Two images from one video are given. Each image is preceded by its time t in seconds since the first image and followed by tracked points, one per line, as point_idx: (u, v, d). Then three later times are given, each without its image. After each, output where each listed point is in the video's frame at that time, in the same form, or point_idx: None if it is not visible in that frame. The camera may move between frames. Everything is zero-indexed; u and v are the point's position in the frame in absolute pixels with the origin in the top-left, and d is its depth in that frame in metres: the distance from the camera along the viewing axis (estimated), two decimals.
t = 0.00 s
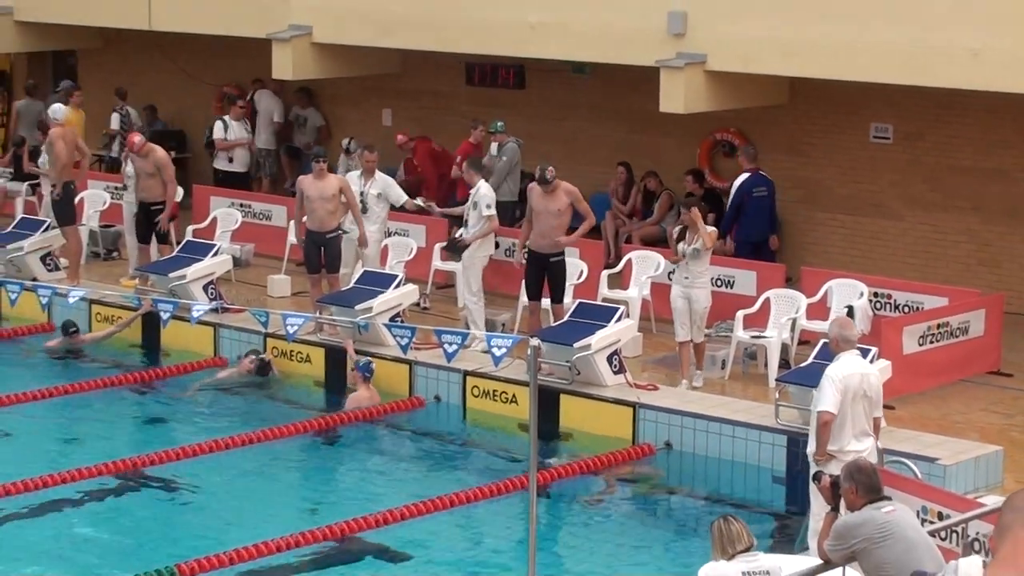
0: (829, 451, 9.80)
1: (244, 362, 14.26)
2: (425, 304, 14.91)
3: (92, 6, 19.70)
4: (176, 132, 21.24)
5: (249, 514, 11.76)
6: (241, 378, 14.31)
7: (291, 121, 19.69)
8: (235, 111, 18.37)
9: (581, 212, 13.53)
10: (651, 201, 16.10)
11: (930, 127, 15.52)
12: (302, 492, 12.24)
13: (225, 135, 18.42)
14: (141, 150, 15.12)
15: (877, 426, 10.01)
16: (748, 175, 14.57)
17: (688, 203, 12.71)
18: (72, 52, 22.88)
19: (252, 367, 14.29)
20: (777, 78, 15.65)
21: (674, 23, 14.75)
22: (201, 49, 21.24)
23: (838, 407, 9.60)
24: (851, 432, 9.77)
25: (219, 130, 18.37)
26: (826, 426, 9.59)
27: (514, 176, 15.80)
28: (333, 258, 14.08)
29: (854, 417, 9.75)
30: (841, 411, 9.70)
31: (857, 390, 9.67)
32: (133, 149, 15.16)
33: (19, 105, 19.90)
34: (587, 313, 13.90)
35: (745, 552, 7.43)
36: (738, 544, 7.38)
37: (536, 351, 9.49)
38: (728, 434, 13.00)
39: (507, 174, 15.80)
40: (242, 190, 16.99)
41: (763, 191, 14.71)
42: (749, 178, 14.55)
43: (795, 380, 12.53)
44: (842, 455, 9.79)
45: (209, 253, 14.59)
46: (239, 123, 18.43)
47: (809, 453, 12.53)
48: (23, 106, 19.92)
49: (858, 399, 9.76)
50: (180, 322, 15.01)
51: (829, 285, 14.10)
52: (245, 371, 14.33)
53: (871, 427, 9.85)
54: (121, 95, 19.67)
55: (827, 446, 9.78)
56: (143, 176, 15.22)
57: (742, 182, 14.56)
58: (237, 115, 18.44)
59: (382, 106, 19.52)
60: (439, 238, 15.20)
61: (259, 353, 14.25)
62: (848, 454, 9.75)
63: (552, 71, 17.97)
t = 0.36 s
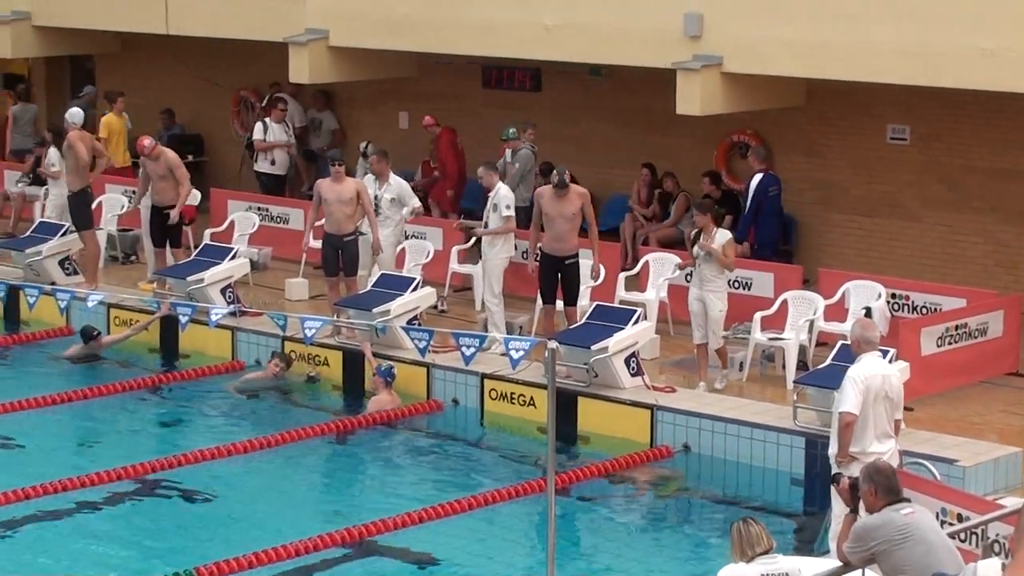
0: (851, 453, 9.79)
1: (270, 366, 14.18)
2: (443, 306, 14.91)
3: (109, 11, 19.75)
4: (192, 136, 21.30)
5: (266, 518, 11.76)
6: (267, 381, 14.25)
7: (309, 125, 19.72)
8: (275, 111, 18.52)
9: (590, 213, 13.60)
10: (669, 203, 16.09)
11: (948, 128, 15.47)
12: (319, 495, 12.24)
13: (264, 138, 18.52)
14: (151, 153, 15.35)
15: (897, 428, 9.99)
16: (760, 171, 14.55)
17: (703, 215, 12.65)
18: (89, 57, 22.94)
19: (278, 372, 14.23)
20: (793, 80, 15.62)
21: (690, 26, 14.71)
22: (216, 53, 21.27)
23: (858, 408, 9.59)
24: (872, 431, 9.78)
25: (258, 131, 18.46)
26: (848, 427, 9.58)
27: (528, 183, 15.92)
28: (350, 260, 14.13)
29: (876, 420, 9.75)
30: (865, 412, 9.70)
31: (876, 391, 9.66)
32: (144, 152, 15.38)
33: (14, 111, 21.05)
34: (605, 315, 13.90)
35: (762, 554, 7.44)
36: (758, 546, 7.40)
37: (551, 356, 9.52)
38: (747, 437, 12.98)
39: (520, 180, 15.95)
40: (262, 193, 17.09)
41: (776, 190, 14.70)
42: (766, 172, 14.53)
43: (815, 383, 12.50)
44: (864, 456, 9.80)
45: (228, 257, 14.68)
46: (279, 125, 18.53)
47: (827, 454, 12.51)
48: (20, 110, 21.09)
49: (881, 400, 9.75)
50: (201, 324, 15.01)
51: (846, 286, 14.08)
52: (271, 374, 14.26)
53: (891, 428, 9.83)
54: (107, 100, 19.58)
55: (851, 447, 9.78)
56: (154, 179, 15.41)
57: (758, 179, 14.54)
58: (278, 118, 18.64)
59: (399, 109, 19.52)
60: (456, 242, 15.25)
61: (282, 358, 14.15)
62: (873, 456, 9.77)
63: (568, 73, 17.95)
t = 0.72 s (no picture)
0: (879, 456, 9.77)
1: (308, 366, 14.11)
2: (471, 308, 14.90)
3: (138, 12, 19.77)
4: (221, 135, 21.34)
5: (295, 519, 11.77)
6: (303, 385, 14.18)
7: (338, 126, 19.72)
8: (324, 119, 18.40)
9: (612, 216, 13.59)
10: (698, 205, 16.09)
11: (978, 133, 15.43)
12: (347, 497, 12.24)
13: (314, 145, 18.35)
14: (180, 149, 15.35)
15: (928, 433, 9.96)
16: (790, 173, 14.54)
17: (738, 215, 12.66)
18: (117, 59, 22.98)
19: (314, 374, 14.15)
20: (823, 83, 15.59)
21: (720, 28, 14.69)
22: (245, 53, 21.29)
23: (887, 411, 9.58)
24: (903, 435, 9.75)
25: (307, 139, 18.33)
26: (876, 430, 9.57)
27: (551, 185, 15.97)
28: (380, 262, 14.20)
29: (904, 423, 9.72)
30: (894, 414, 9.68)
31: (906, 394, 9.64)
32: (173, 148, 15.38)
33: (22, 107, 21.10)
34: (634, 318, 13.89)
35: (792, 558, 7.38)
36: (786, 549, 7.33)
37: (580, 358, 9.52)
38: (776, 441, 12.97)
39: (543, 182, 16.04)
40: (290, 195, 17.11)
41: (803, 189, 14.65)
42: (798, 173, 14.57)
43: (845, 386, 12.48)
44: (892, 460, 9.78)
45: (257, 259, 14.73)
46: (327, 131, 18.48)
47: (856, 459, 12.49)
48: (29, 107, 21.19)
49: (909, 404, 9.71)
50: (230, 327, 15.03)
51: (876, 290, 14.05)
52: (308, 379, 14.19)
53: (922, 432, 9.80)
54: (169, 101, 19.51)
55: (879, 450, 9.75)
56: (182, 177, 15.43)
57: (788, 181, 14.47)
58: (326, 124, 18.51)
59: (429, 110, 19.52)
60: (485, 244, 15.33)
61: (319, 358, 14.06)
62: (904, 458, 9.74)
63: (597, 76, 17.93)
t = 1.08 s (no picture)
0: (907, 464, 9.47)
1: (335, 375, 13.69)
2: (496, 311, 14.64)
3: (157, 11, 19.52)
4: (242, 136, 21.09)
5: (316, 526, 11.49)
6: (331, 395, 13.76)
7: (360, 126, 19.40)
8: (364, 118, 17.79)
9: (634, 219, 13.30)
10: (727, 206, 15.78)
11: (1011, 134, 15.08)
12: (368, 504, 11.96)
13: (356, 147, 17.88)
14: (205, 144, 15.20)
15: (958, 440, 9.67)
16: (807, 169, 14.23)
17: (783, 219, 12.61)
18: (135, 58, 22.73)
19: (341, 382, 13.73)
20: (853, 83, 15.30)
21: (750, 26, 14.41)
22: (265, 52, 21.02)
23: (915, 418, 9.29)
24: (930, 442, 9.43)
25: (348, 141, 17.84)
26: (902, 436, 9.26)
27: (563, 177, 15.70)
28: (403, 266, 13.97)
29: (933, 430, 9.40)
30: (923, 420, 9.37)
31: (935, 400, 9.35)
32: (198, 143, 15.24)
33: (23, 103, 20.87)
34: (662, 322, 13.60)
35: (824, 567, 7.19)
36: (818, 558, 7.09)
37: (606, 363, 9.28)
38: (808, 448, 12.68)
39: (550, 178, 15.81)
40: (310, 196, 16.85)
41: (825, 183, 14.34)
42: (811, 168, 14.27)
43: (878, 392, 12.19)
44: (920, 468, 9.45)
45: (278, 261, 14.50)
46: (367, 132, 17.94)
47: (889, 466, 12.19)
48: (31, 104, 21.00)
49: (938, 410, 9.41)
50: (249, 330, 14.75)
51: (910, 293, 13.74)
52: (337, 388, 13.79)
53: (952, 440, 9.49)
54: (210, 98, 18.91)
55: (906, 458, 9.45)
56: (202, 176, 15.24)
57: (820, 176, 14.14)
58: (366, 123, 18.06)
59: (453, 110, 19.25)
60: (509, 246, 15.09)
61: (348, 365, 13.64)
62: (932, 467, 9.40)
63: (624, 75, 17.62)
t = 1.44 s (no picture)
0: (954, 483, 8.60)
1: (360, 390, 12.71)
2: (522, 319, 13.75)
3: None
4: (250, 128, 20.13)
5: (331, 549, 10.51)
6: (358, 411, 12.80)
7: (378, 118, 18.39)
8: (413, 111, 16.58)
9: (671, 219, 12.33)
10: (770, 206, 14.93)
11: None
12: (387, 524, 10.98)
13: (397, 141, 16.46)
14: (212, 138, 14.24)
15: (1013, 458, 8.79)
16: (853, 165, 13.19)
17: (840, 219, 11.63)
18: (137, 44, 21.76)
19: (367, 398, 12.75)
20: (905, 73, 14.33)
21: (796, 12, 13.45)
22: (277, 39, 20.05)
23: (960, 435, 8.42)
24: (977, 461, 8.57)
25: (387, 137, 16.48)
26: (946, 454, 8.40)
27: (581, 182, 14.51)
28: (423, 267, 13.07)
29: (982, 448, 8.52)
30: (971, 438, 8.51)
31: (984, 416, 8.48)
32: (205, 136, 14.29)
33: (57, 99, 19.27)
34: (703, 330, 12.60)
35: None
36: None
37: (641, 373, 8.32)
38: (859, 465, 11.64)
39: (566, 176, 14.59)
40: (322, 193, 15.92)
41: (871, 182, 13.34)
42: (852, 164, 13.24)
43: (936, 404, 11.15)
44: (967, 489, 8.60)
45: (287, 263, 13.62)
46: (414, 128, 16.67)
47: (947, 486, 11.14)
48: (2, 91, 20.56)
49: (989, 427, 8.54)
50: (258, 337, 13.84)
51: (969, 300, 12.74)
52: (363, 402, 12.82)
53: (1004, 460, 8.61)
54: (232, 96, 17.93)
55: (952, 477, 8.57)
56: (208, 171, 14.30)
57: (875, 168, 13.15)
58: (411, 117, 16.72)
59: (476, 101, 18.28)
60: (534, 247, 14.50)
61: (372, 381, 12.65)
62: (979, 488, 8.57)
63: (661, 64, 16.64)
